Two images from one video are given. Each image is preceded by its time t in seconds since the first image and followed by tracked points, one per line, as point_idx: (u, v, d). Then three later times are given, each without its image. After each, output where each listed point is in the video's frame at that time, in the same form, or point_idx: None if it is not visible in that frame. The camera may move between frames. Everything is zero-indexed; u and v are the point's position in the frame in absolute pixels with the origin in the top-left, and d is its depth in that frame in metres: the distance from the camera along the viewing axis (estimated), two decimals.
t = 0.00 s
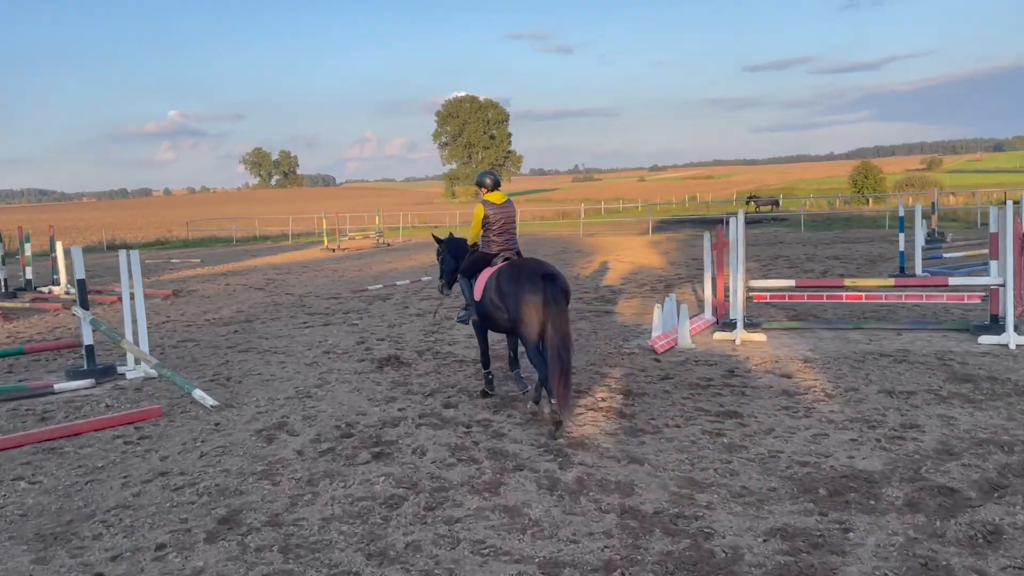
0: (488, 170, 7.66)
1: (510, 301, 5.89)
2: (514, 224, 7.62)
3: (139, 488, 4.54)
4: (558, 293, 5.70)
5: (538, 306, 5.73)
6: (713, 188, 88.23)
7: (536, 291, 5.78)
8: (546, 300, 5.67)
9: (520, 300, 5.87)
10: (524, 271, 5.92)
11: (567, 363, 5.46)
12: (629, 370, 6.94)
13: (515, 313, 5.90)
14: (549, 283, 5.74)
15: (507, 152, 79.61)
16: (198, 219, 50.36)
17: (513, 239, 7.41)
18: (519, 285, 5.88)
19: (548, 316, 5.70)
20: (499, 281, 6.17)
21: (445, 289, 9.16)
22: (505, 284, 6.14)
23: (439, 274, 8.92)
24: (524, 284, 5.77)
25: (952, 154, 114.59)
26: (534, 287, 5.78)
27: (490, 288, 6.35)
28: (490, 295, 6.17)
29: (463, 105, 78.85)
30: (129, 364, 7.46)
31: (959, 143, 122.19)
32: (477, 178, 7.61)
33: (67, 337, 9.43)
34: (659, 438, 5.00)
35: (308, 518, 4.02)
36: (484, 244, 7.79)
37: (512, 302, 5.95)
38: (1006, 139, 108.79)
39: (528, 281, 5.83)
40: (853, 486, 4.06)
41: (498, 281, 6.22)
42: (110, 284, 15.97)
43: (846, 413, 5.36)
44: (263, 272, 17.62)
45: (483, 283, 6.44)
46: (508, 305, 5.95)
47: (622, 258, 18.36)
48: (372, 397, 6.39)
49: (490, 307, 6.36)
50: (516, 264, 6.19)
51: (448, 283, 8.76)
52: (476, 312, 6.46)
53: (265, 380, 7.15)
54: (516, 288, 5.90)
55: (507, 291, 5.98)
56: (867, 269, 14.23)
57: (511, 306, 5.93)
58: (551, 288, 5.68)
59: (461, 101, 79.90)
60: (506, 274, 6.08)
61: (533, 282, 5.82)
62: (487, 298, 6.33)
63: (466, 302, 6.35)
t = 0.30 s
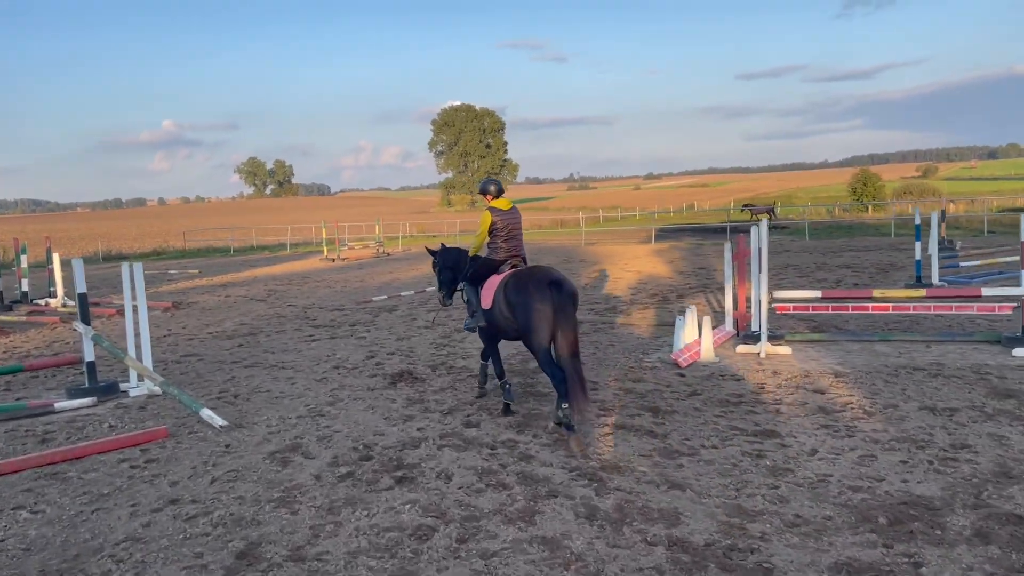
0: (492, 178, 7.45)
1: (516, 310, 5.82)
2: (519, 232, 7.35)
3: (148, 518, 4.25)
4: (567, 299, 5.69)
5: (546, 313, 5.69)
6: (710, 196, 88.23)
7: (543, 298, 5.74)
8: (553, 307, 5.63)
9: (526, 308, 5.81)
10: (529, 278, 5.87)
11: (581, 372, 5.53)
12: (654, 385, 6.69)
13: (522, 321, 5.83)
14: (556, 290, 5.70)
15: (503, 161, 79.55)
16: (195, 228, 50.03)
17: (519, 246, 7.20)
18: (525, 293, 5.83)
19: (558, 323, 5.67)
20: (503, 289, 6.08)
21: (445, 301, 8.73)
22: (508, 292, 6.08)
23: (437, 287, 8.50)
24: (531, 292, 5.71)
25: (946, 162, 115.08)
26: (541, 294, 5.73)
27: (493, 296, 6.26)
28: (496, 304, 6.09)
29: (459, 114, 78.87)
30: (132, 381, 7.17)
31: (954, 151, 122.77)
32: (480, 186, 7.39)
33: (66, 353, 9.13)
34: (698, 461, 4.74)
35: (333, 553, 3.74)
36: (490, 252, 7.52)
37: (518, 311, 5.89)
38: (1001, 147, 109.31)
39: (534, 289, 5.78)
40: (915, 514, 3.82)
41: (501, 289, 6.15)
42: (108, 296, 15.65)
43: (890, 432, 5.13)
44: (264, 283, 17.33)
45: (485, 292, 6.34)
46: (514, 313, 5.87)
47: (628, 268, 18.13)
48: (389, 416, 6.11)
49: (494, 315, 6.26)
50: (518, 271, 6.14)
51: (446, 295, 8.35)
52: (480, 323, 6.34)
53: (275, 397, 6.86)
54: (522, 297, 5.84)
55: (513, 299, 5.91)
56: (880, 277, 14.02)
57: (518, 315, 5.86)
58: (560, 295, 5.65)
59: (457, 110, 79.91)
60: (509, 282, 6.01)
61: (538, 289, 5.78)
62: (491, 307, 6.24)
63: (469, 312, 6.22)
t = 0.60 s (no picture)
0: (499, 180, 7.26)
1: (523, 309, 5.92)
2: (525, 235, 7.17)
3: (166, 536, 4.01)
4: (574, 296, 5.88)
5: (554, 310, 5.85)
6: (710, 200, 88.17)
7: (551, 296, 5.90)
8: (562, 304, 5.81)
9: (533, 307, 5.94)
10: (534, 277, 6.01)
11: (594, 365, 5.66)
12: (683, 392, 6.47)
13: (529, 319, 5.94)
14: (564, 287, 5.89)
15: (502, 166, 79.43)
16: (195, 234, 49.79)
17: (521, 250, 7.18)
18: (532, 292, 5.96)
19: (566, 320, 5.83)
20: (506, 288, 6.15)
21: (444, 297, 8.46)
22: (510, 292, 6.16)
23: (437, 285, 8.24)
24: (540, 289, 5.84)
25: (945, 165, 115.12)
26: (549, 292, 5.89)
27: (494, 296, 6.29)
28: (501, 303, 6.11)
29: (458, 119, 78.88)
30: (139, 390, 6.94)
31: (952, 154, 122.96)
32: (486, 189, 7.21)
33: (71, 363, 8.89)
34: (743, 474, 4.52)
35: None
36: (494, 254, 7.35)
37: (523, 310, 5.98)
38: (999, 150, 109.48)
39: (541, 287, 5.94)
40: (985, 531, 3.60)
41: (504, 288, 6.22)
42: (111, 302, 15.41)
43: (939, 442, 4.92)
44: (269, 288, 17.10)
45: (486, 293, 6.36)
46: (520, 312, 5.96)
47: (637, 271, 17.93)
48: (410, 425, 5.88)
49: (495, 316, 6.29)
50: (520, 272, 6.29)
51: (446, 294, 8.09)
52: (481, 324, 6.35)
53: (290, 406, 6.62)
54: (529, 296, 5.96)
55: (518, 298, 6.01)
56: (897, 280, 13.82)
57: (524, 314, 5.96)
58: (568, 292, 5.85)
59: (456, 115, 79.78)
60: (513, 281, 6.11)
61: (546, 289, 5.92)
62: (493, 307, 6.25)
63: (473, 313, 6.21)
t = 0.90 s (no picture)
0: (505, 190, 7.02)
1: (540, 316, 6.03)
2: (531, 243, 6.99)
3: (195, 566, 3.77)
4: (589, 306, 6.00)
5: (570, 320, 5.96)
6: (713, 205, 87.94)
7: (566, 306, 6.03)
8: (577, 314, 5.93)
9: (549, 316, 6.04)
10: (549, 287, 6.17)
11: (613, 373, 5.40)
12: (722, 404, 6.25)
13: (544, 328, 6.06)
14: (579, 298, 6.03)
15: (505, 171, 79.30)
16: (200, 241, 49.64)
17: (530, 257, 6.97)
18: (548, 301, 6.08)
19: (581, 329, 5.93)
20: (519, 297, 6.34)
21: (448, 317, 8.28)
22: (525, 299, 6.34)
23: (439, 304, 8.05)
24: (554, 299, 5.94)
25: (949, 168, 114.88)
26: (565, 301, 6.02)
27: (503, 304, 6.47)
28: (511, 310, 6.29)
29: (461, 125, 78.81)
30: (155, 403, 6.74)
31: (956, 157, 122.73)
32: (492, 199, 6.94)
33: (84, 377, 8.68)
34: (801, 494, 4.31)
35: None
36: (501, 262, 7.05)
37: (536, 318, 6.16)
38: (1003, 153, 109.18)
39: (557, 296, 6.06)
40: None
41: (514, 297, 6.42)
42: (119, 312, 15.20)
43: (1001, 457, 4.71)
44: (279, 296, 16.89)
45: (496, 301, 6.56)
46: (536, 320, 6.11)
47: (650, 277, 17.70)
48: (440, 441, 5.65)
49: (504, 322, 6.50)
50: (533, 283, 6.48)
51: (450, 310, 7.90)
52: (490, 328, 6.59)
53: (312, 421, 6.40)
54: (545, 304, 6.07)
55: (533, 307, 6.16)
56: (919, 285, 13.59)
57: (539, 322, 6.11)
58: (584, 303, 5.98)
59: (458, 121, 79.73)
60: (527, 292, 6.32)
61: (561, 299, 6.07)
62: (502, 315, 6.46)
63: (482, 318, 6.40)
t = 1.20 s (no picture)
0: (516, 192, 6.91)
1: (555, 312, 5.96)
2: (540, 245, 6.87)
3: None
4: (603, 299, 5.95)
5: (586, 315, 5.89)
6: (721, 208, 87.55)
7: (581, 300, 5.97)
8: (594, 307, 5.86)
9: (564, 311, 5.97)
10: (561, 283, 6.13)
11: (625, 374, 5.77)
12: (768, 412, 6.00)
13: (558, 324, 5.99)
14: (593, 292, 5.98)
15: (512, 175, 79.11)
16: (209, 247, 49.60)
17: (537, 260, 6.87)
18: (562, 297, 6.02)
19: (597, 323, 5.87)
20: (530, 295, 6.29)
21: (454, 316, 8.22)
22: (536, 298, 6.26)
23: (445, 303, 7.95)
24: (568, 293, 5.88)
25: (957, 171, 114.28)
26: (579, 296, 5.96)
27: (513, 305, 6.42)
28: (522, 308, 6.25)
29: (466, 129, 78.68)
30: (177, 412, 6.54)
31: (964, 159, 122.11)
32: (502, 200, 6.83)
33: (101, 385, 8.47)
34: (871, 509, 4.07)
35: None
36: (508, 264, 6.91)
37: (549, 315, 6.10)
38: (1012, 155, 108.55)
39: (570, 291, 6.01)
40: None
41: (523, 296, 6.39)
42: (133, 317, 15.02)
43: None
44: (293, 301, 16.69)
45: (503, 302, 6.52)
46: (550, 316, 6.04)
47: (669, 279, 17.43)
48: (477, 451, 5.41)
49: (513, 322, 6.45)
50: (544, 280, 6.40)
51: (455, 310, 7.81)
52: (498, 330, 6.55)
53: (341, 430, 6.17)
54: (559, 300, 6.01)
55: (546, 303, 6.09)
56: (948, 287, 13.29)
57: (552, 318, 6.03)
58: (598, 296, 5.93)
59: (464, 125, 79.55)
60: (537, 290, 6.28)
61: (575, 294, 5.99)
62: (511, 314, 6.41)
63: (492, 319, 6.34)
